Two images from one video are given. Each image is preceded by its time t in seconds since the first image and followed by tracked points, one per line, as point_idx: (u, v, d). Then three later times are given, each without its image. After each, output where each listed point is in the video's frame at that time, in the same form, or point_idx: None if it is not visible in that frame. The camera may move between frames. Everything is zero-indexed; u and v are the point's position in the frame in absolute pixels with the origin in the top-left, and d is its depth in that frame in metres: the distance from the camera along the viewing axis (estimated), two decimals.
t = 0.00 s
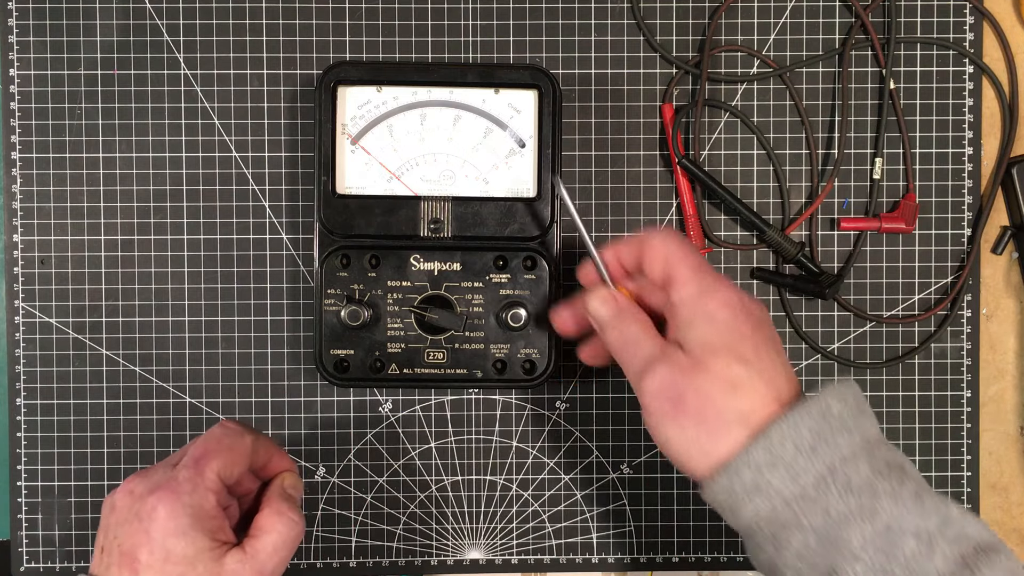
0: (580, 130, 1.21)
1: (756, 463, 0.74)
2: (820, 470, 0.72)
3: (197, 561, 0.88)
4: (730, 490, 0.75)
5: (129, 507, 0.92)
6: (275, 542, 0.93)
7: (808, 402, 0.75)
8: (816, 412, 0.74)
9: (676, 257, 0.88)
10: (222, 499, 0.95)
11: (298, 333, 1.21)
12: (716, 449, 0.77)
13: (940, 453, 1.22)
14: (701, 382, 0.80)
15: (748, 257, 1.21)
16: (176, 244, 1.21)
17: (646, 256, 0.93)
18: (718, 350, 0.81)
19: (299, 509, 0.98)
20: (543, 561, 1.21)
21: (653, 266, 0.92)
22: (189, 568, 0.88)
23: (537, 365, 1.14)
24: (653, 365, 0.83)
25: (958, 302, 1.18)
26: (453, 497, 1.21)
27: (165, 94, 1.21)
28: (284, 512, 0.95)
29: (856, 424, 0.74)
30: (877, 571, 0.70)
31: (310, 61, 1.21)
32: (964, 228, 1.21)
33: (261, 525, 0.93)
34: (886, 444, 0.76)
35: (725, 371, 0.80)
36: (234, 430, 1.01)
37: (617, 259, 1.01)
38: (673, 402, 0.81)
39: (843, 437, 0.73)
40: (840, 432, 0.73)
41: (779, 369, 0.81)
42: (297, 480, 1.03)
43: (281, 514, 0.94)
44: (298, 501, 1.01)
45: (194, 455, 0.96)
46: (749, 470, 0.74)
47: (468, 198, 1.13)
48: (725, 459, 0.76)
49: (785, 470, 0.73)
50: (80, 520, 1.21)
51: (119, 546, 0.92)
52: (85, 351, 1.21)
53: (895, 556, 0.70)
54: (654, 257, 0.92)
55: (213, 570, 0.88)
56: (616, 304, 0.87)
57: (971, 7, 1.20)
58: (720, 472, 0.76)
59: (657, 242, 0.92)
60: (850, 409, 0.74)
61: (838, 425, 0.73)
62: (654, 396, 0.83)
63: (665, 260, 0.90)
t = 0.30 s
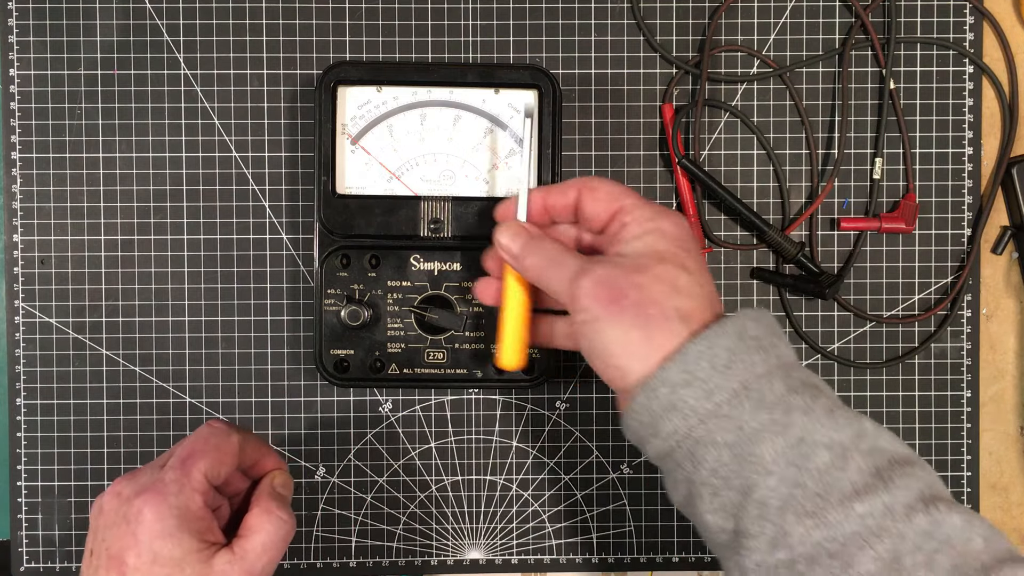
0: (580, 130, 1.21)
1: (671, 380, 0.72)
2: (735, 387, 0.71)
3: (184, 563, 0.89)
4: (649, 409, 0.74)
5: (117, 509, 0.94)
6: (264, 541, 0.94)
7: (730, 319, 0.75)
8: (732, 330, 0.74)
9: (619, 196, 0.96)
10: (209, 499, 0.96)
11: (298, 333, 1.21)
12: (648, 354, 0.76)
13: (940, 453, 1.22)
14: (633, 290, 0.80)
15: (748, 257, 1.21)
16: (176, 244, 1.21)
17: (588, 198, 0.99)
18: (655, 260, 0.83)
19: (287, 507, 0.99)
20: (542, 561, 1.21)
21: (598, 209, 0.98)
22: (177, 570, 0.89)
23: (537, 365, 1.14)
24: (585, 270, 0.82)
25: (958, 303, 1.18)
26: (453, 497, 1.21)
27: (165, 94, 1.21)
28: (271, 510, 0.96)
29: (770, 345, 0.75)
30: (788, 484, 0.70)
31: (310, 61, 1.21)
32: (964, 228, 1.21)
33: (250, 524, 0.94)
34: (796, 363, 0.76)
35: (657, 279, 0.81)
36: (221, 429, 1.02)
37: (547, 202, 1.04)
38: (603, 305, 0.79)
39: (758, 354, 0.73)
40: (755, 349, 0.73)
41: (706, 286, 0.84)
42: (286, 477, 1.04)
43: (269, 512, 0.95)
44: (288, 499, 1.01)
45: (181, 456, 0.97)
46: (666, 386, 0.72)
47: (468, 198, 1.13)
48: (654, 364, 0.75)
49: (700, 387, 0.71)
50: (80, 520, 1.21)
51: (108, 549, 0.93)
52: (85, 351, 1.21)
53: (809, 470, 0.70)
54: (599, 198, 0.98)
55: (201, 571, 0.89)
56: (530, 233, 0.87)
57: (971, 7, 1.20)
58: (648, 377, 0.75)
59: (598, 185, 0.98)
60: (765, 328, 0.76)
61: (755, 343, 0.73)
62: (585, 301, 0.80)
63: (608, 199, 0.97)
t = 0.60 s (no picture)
0: (580, 130, 1.21)
1: (577, 372, 0.73)
2: (639, 375, 0.72)
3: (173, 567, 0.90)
4: (558, 402, 0.75)
5: (106, 514, 0.95)
6: (253, 544, 0.94)
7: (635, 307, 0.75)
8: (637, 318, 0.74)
9: (550, 180, 0.91)
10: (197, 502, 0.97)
11: (298, 333, 1.21)
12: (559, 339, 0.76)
13: (940, 453, 1.22)
14: (549, 273, 0.78)
15: (748, 257, 1.21)
16: (175, 244, 1.21)
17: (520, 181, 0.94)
18: (575, 244, 0.82)
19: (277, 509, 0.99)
20: (542, 561, 1.21)
21: (526, 192, 0.93)
22: (166, 573, 0.90)
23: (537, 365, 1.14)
24: (503, 251, 0.80)
25: (959, 302, 1.18)
26: (453, 497, 1.21)
27: (165, 94, 1.21)
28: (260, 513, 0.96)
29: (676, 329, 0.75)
30: (696, 469, 0.70)
31: (310, 61, 1.21)
32: (964, 228, 1.21)
33: (240, 527, 0.94)
34: (704, 347, 0.77)
35: (575, 262, 0.80)
36: (210, 432, 1.02)
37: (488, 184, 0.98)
38: (518, 284, 0.77)
39: (663, 341, 0.73)
40: (659, 336, 0.73)
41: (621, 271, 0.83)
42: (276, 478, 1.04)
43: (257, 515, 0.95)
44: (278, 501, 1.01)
45: (169, 460, 0.98)
46: (572, 379, 0.74)
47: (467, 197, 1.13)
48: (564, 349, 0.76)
49: (604, 377, 0.72)
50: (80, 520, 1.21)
51: (97, 553, 0.94)
52: (85, 351, 1.21)
53: (714, 453, 0.70)
54: (529, 181, 0.92)
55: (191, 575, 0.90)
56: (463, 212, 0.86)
57: (971, 7, 1.20)
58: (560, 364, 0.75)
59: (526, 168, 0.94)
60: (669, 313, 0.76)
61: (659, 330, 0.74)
62: (501, 282, 0.78)
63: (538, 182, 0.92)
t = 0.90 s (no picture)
0: (580, 130, 1.21)
1: (555, 380, 0.73)
2: (617, 381, 0.72)
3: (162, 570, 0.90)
4: (541, 409, 0.75)
5: (96, 518, 0.95)
6: (244, 547, 0.94)
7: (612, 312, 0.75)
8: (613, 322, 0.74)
9: (539, 173, 0.91)
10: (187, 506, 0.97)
11: (298, 333, 1.21)
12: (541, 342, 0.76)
13: (940, 453, 1.22)
14: (530, 275, 0.79)
15: (748, 257, 1.21)
16: (175, 244, 1.21)
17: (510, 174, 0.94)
18: (558, 243, 0.81)
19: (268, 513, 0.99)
20: (541, 561, 1.21)
21: (518, 184, 0.93)
22: None
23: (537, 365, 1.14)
24: (485, 252, 0.80)
25: (959, 302, 1.18)
26: (453, 497, 1.21)
27: (165, 94, 1.21)
28: (251, 517, 0.96)
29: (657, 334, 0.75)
30: (677, 475, 0.70)
31: (310, 61, 1.21)
32: (964, 228, 1.21)
33: (230, 530, 0.94)
34: (685, 352, 0.76)
35: (556, 264, 0.79)
36: (201, 435, 1.02)
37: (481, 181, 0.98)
38: (500, 288, 0.78)
39: (642, 346, 0.73)
40: (638, 342, 0.73)
41: (609, 273, 0.82)
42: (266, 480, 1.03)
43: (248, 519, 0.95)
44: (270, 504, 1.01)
45: (159, 464, 0.98)
46: (551, 387, 0.74)
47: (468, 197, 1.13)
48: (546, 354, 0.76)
49: (582, 385, 0.72)
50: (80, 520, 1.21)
51: (87, 556, 0.94)
52: (85, 351, 1.21)
53: (694, 458, 0.70)
54: (521, 175, 0.93)
55: None
56: (447, 210, 0.87)
57: (971, 7, 1.20)
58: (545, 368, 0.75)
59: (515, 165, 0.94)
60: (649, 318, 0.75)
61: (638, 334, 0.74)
62: (483, 283, 0.79)
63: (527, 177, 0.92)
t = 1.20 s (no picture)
0: (580, 130, 1.21)
1: (568, 380, 0.73)
2: (630, 383, 0.72)
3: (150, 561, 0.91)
4: (553, 410, 0.75)
5: (85, 509, 0.95)
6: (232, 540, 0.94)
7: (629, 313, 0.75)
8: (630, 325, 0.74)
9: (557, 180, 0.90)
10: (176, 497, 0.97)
11: (298, 333, 1.21)
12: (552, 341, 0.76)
13: (940, 453, 1.22)
14: (545, 275, 0.78)
15: (748, 257, 1.21)
16: (175, 244, 1.21)
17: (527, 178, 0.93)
18: (575, 244, 0.81)
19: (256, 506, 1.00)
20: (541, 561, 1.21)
21: (534, 186, 0.93)
22: (143, 568, 0.90)
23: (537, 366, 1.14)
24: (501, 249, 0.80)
25: (959, 302, 1.18)
26: (453, 497, 1.21)
27: (165, 94, 1.21)
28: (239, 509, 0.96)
29: (671, 337, 0.75)
30: (688, 477, 0.70)
31: (310, 61, 1.21)
32: (964, 228, 1.21)
33: (219, 522, 0.94)
34: (696, 356, 0.77)
35: (571, 264, 0.79)
36: (189, 427, 1.02)
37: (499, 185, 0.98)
38: (515, 287, 0.78)
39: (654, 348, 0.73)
40: (652, 343, 0.73)
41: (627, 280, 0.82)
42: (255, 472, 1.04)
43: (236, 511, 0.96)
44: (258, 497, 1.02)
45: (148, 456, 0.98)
46: (564, 386, 0.74)
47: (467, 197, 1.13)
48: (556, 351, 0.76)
49: (595, 385, 0.73)
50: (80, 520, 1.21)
51: (74, 548, 0.94)
52: (85, 351, 1.21)
53: (706, 462, 0.70)
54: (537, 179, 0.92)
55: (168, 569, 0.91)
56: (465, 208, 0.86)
57: (971, 7, 1.20)
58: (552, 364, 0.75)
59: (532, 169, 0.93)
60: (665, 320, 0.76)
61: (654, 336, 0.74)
62: (498, 282, 0.78)
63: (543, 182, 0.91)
